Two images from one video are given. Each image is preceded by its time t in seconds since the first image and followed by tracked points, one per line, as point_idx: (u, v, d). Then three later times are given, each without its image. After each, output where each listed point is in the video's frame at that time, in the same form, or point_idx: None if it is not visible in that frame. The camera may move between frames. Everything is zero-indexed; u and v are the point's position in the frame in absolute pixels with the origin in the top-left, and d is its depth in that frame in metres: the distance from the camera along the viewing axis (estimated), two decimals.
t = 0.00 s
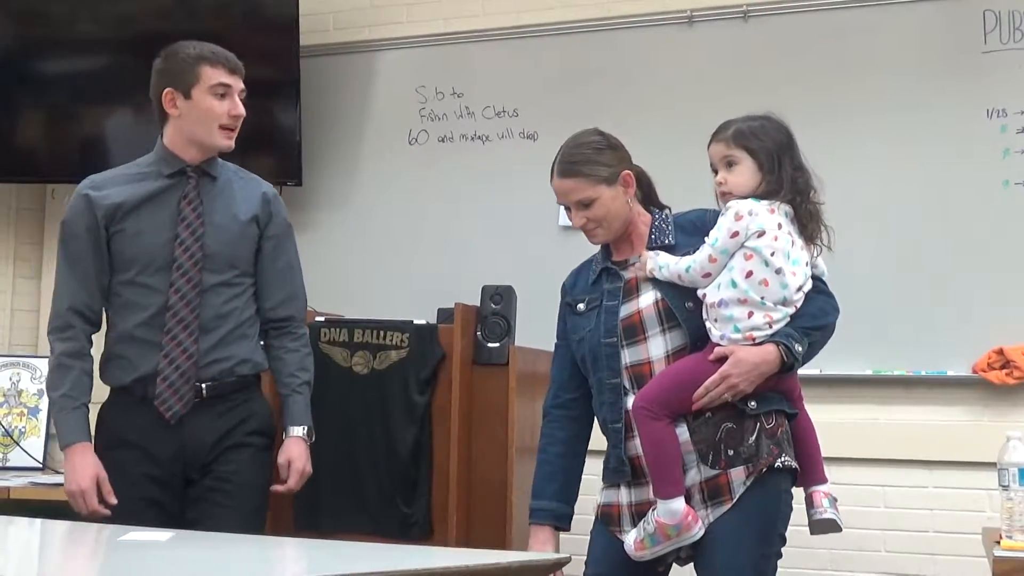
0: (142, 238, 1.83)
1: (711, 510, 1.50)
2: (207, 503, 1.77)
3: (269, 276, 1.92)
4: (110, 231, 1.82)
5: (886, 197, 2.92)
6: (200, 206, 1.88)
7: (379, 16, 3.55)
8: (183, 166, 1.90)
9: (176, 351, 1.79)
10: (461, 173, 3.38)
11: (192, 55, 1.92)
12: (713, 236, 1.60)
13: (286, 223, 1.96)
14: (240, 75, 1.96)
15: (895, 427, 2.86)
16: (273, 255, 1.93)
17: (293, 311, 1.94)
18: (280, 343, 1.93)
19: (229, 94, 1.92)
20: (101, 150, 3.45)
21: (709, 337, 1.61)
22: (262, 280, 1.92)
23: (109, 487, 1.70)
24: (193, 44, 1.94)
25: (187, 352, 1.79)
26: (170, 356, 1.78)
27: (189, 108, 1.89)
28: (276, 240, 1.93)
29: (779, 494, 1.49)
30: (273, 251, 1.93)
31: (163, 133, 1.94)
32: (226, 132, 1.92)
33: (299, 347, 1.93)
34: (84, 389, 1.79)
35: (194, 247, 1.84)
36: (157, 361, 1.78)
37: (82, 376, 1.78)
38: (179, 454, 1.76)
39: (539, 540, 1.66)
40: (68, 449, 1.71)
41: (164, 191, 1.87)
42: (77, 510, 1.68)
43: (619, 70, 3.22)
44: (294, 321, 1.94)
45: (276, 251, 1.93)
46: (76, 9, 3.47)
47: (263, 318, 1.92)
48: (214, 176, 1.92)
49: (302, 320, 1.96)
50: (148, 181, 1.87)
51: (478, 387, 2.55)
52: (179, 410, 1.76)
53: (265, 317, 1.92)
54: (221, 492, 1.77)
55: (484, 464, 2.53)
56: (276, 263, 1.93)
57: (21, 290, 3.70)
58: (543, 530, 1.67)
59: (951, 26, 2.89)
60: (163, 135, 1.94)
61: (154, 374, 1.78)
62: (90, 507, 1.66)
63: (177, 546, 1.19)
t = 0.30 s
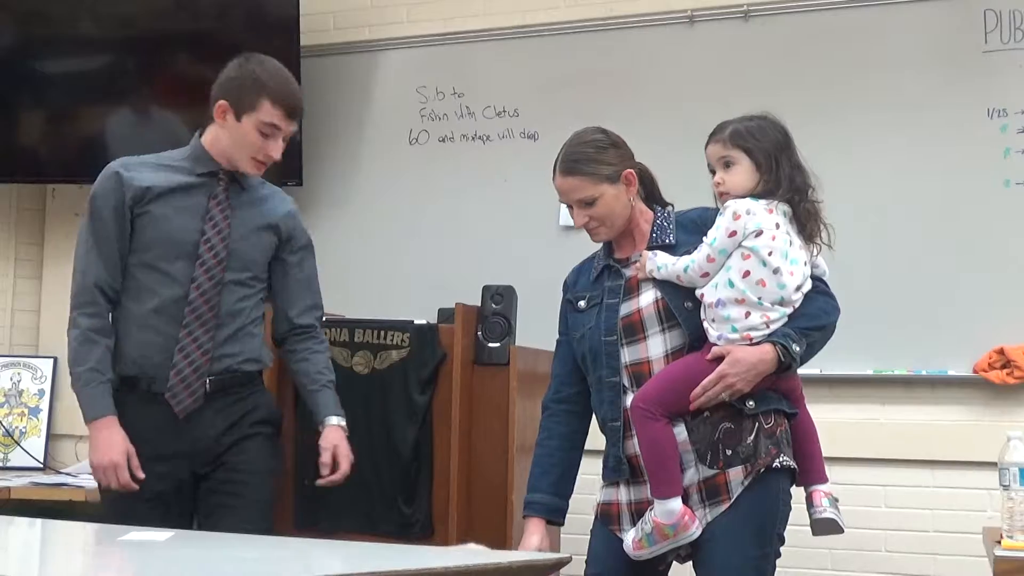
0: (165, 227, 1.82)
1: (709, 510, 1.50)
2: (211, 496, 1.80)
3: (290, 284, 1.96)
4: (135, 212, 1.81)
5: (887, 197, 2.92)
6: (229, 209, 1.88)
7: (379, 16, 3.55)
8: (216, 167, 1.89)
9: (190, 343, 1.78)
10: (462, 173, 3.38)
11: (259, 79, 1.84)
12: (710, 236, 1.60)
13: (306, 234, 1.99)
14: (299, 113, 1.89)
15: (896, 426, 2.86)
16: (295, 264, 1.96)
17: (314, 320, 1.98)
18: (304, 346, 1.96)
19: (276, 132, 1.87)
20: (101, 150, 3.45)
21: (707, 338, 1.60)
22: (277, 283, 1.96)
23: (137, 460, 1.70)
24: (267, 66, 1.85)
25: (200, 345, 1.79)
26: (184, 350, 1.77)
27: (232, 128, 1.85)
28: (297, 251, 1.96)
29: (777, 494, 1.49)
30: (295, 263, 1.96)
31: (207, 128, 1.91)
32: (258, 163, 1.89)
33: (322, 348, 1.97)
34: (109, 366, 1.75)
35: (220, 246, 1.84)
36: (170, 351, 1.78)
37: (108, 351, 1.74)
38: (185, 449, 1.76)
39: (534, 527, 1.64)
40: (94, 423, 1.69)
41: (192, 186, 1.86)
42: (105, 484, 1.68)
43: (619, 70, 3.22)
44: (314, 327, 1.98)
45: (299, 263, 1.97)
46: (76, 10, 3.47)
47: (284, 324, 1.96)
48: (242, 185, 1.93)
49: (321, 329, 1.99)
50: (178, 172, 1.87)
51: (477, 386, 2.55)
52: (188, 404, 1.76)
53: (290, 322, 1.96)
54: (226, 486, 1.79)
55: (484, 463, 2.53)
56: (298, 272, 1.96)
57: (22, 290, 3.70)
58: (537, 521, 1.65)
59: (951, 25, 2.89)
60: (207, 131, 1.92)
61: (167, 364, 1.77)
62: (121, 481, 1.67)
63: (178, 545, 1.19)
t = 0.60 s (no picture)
0: (173, 231, 1.81)
1: (713, 510, 1.50)
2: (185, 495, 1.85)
3: (286, 314, 1.99)
4: (147, 208, 1.81)
5: (888, 196, 2.92)
6: (241, 232, 1.87)
7: (380, 15, 3.55)
8: (235, 186, 1.89)
9: (203, 366, 1.81)
10: (462, 172, 3.38)
11: (311, 129, 1.82)
12: (713, 235, 1.60)
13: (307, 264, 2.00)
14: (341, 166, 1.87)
15: (896, 425, 2.86)
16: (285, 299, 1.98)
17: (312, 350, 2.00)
18: (303, 377, 1.98)
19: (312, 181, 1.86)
20: (102, 149, 3.45)
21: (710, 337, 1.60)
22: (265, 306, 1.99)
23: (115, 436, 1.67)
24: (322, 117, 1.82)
25: (212, 365, 1.82)
26: (198, 373, 1.80)
27: (269, 167, 1.83)
28: (291, 288, 1.97)
29: (781, 494, 1.49)
30: (286, 297, 1.98)
31: (245, 145, 1.88)
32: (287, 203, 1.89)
33: (318, 382, 1.99)
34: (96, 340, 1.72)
35: (229, 269, 1.84)
36: (179, 368, 1.80)
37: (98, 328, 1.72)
38: (163, 447, 1.78)
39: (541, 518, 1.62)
40: (76, 395, 1.65)
41: (209, 200, 1.85)
42: (83, 456, 1.65)
43: (620, 69, 3.22)
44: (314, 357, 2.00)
45: (290, 297, 1.98)
46: (77, 9, 3.47)
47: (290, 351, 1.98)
48: (257, 207, 1.92)
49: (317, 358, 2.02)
50: (196, 180, 1.86)
51: (477, 386, 2.54)
52: (202, 425, 1.81)
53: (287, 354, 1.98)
54: (195, 489, 1.84)
55: (484, 463, 2.52)
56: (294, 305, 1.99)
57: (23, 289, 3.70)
58: (543, 514, 1.63)
59: (952, 24, 2.89)
60: (241, 151, 1.89)
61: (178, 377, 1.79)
62: (101, 458, 1.64)
63: (176, 544, 1.20)
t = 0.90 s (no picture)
0: (166, 233, 1.82)
1: (718, 510, 1.50)
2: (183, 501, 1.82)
3: (274, 308, 1.98)
4: (136, 214, 1.81)
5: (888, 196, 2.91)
6: (231, 224, 1.88)
7: (380, 13, 3.55)
8: (222, 181, 1.89)
9: (210, 364, 1.82)
10: (462, 171, 3.38)
11: (280, 99, 1.84)
12: (715, 233, 1.59)
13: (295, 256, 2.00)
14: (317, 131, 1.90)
15: (896, 424, 2.86)
16: (276, 291, 1.97)
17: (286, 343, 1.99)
18: (276, 372, 1.98)
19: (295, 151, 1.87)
20: (101, 148, 3.44)
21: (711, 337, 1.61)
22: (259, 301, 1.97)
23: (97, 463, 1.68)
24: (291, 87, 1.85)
25: (219, 363, 1.84)
26: (206, 369, 1.81)
27: (250, 147, 1.84)
28: (281, 276, 1.97)
29: (785, 493, 1.50)
30: (276, 289, 1.97)
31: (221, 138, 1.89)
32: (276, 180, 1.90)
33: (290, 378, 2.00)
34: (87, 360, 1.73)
35: (224, 262, 1.86)
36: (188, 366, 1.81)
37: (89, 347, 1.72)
38: (167, 448, 1.77)
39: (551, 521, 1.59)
40: (64, 417, 1.66)
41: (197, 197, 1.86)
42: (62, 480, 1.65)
43: (620, 67, 3.21)
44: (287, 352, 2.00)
45: (280, 290, 1.98)
46: (77, 8, 3.47)
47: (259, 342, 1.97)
48: (243, 199, 1.93)
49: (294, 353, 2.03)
50: (183, 180, 1.86)
51: (478, 385, 2.54)
52: (217, 420, 1.82)
53: (271, 342, 1.98)
54: (196, 495, 1.82)
55: (485, 462, 2.52)
56: (279, 297, 1.98)
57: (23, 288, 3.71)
58: (553, 516, 1.60)
59: (952, 23, 2.89)
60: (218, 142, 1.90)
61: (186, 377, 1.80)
62: (80, 482, 1.64)
63: (176, 543, 1.20)
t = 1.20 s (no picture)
0: (156, 231, 1.82)
1: (716, 510, 1.50)
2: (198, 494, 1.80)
3: (283, 287, 1.94)
4: (124, 218, 1.80)
5: (887, 195, 2.91)
6: (219, 207, 1.88)
7: (380, 13, 3.54)
8: (204, 167, 1.89)
9: (214, 349, 1.81)
10: (462, 171, 3.38)
11: (226, 61, 1.91)
12: (712, 233, 1.59)
13: (296, 235, 1.97)
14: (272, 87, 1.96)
15: (896, 424, 2.86)
16: (283, 268, 1.94)
17: (303, 323, 1.97)
18: (291, 351, 1.96)
19: (258, 105, 1.92)
20: (101, 148, 3.45)
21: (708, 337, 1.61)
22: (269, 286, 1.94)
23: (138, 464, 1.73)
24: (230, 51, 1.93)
25: (223, 347, 1.82)
26: (210, 356, 1.80)
27: (215, 116, 1.87)
28: (286, 253, 1.94)
29: (782, 493, 1.51)
30: (282, 266, 1.94)
31: (188, 133, 1.93)
32: (251, 142, 1.92)
33: (309, 357, 1.97)
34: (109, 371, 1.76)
35: (218, 246, 1.85)
36: (193, 355, 1.80)
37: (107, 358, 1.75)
38: (180, 447, 1.77)
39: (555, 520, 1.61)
40: (97, 429, 1.70)
41: (181, 189, 1.86)
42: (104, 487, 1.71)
43: (620, 67, 3.21)
44: (303, 333, 1.98)
45: (286, 264, 1.95)
46: (77, 7, 3.47)
47: (275, 325, 1.96)
48: (230, 180, 1.92)
49: (311, 333, 1.99)
50: (166, 176, 1.86)
51: (477, 385, 2.54)
52: (225, 405, 1.79)
53: (284, 324, 1.95)
54: (213, 484, 1.79)
55: (485, 462, 2.52)
56: (288, 274, 1.95)
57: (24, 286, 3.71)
58: (557, 514, 1.61)
59: (952, 23, 2.89)
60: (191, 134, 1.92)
61: (189, 368, 1.79)
62: (123, 489, 1.69)
63: (174, 541, 1.20)
